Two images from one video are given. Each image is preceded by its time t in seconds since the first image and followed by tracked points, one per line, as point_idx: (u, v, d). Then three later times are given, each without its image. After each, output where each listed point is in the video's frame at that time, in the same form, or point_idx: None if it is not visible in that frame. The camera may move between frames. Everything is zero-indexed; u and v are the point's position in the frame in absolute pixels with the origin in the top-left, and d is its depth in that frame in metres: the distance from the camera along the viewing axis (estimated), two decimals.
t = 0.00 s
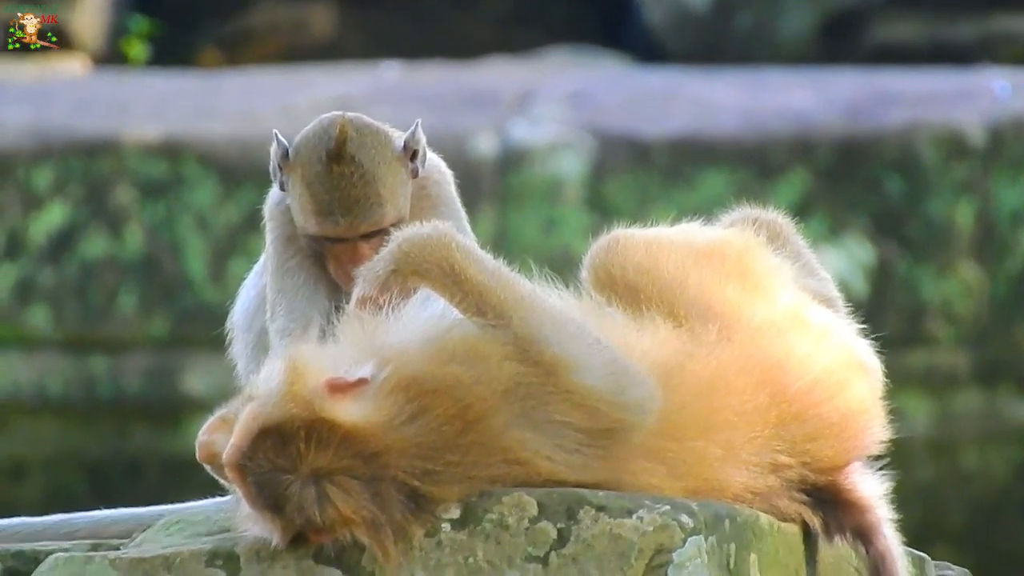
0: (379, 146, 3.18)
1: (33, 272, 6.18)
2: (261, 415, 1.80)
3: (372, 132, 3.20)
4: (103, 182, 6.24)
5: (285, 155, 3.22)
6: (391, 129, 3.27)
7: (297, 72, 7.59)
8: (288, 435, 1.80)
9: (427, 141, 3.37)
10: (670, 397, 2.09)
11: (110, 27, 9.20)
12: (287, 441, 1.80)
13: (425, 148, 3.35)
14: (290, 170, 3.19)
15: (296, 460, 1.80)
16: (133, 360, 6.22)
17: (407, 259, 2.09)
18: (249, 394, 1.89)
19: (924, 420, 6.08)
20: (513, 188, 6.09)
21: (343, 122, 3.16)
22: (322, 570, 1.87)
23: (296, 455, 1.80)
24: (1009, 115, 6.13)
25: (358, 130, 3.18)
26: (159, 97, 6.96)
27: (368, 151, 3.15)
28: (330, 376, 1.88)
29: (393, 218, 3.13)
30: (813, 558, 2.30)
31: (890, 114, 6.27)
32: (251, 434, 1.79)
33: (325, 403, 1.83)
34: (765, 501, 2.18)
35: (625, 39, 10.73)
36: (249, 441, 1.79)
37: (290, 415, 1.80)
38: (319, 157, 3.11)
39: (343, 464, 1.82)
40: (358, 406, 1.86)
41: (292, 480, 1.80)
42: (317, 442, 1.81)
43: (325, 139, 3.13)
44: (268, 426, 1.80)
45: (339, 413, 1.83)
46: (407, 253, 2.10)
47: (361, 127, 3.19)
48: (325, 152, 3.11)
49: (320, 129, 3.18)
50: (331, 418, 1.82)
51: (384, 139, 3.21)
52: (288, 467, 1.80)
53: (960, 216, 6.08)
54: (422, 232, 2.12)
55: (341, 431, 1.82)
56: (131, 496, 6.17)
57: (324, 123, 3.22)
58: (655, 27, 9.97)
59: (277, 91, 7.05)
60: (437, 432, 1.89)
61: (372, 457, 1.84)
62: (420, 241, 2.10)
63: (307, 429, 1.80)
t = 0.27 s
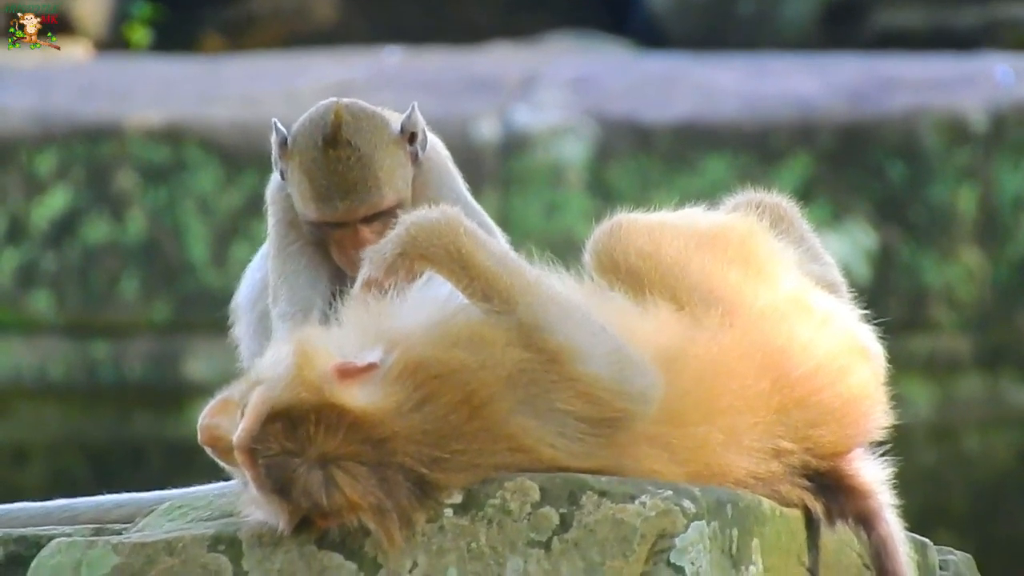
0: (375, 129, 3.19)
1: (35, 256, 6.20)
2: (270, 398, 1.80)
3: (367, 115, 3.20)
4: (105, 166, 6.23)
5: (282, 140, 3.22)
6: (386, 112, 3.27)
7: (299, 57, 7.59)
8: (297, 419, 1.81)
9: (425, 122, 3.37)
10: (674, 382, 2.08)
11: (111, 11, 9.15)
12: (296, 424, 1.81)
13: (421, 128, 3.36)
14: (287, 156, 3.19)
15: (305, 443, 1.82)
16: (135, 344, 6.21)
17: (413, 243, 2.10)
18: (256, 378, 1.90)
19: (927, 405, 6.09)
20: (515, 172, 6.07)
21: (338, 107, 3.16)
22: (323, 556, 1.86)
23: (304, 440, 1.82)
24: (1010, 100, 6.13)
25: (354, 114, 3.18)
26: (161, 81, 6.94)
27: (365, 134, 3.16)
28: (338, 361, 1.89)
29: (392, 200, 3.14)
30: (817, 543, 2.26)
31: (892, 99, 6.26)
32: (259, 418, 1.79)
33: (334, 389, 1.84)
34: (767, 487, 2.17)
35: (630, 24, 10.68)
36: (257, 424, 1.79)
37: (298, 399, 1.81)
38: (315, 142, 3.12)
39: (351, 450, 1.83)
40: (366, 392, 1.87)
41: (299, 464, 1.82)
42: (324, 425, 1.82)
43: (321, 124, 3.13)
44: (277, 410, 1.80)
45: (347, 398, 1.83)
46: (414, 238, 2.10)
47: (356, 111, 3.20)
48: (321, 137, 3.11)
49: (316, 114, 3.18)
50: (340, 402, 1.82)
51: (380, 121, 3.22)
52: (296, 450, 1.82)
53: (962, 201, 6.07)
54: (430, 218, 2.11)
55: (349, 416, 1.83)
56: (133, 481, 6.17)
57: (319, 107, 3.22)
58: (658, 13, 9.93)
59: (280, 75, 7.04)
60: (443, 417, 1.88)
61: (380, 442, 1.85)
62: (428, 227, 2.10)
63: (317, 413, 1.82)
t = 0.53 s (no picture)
0: (375, 118, 3.19)
1: (36, 242, 6.20)
2: (276, 386, 1.83)
3: (367, 104, 3.21)
4: (106, 153, 6.23)
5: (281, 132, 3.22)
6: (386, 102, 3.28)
7: (302, 44, 7.58)
8: (305, 407, 1.83)
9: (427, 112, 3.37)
10: (676, 368, 2.07)
11: None
12: (304, 412, 1.82)
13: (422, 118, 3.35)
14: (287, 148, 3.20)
15: (312, 430, 1.82)
16: (136, 332, 6.21)
17: (416, 230, 2.10)
18: (262, 366, 1.91)
19: (927, 393, 6.09)
20: (517, 157, 6.09)
21: (338, 97, 3.16)
22: (323, 544, 1.84)
23: (312, 428, 1.82)
24: (1012, 88, 6.12)
25: (354, 103, 3.19)
26: (162, 68, 6.94)
27: (365, 123, 3.16)
28: (343, 349, 1.90)
29: (393, 188, 3.14)
30: (818, 531, 2.23)
31: (893, 86, 6.23)
32: (266, 406, 1.81)
33: (339, 375, 1.85)
34: (768, 475, 2.15)
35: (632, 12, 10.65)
36: (265, 411, 1.81)
37: (307, 385, 1.83)
38: (316, 132, 3.12)
39: (358, 437, 1.83)
40: (371, 378, 1.88)
41: (306, 452, 1.82)
42: (331, 411, 1.83)
43: (321, 113, 3.14)
44: (284, 397, 1.82)
45: (353, 385, 1.84)
46: (416, 224, 2.11)
47: (357, 100, 3.20)
48: (322, 126, 3.12)
49: (315, 104, 3.19)
50: (347, 390, 1.83)
51: (380, 111, 3.22)
52: (304, 439, 1.82)
53: (964, 188, 6.07)
54: (432, 204, 2.12)
55: (357, 403, 1.83)
56: (132, 469, 6.16)
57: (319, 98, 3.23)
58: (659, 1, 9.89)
59: (282, 62, 7.02)
60: (446, 405, 1.88)
61: (385, 430, 1.85)
62: (429, 213, 2.11)
63: (325, 401, 1.83)
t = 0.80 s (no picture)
0: (390, 104, 3.22)
1: (38, 233, 6.20)
2: (283, 376, 1.83)
3: (381, 91, 3.24)
4: (109, 143, 6.23)
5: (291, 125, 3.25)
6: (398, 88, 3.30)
7: (303, 33, 7.57)
8: (313, 398, 1.82)
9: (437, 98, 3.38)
10: (679, 359, 2.06)
11: None
12: (313, 403, 1.82)
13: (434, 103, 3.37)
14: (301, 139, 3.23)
15: (321, 420, 1.82)
16: (137, 322, 6.22)
17: (420, 219, 2.08)
18: (267, 356, 1.91)
19: (928, 382, 6.12)
20: (518, 147, 6.06)
21: (352, 85, 3.21)
22: (325, 533, 1.85)
23: (321, 418, 1.82)
24: (1013, 78, 6.12)
25: (367, 91, 3.22)
26: (164, 58, 6.93)
27: (380, 109, 3.19)
28: (350, 338, 1.91)
29: (411, 173, 3.16)
30: (818, 520, 2.23)
31: (895, 77, 6.23)
32: (274, 395, 1.81)
33: (346, 364, 1.85)
34: (768, 465, 2.14)
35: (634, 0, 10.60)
36: (272, 400, 1.81)
37: (314, 376, 1.83)
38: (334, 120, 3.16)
39: (365, 427, 1.83)
40: (377, 367, 1.88)
41: (314, 442, 1.81)
42: (340, 401, 1.82)
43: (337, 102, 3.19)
44: (291, 387, 1.82)
45: (359, 373, 1.85)
46: (421, 213, 2.08)
47: (370, 87, 3.24)
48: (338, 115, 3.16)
49: (329, 95, 3.23)
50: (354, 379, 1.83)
51: (392, 97, 3.25)
52: (312, 429, 1.82)
53: (965, 178, 6.06)
54: (436, 194, 2.09)
55: (364, 393, 1.83)
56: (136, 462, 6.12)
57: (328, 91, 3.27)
58: None
59: (283, 53, 7.01)
60: (453, 395, 1.88)
61: (392, 421, 1.85)
62: (432, 203, 2.08)
63: (333, 391, 1.82)
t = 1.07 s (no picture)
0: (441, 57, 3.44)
1: (38, 225, 6.20)
2: (288, 366, 1.88)
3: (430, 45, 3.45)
4: (108, 134, 6.20)
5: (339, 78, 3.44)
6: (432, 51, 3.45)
7: (301, 26, 7.56)
8: (321, 390, 1.85)
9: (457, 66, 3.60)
10: (678, 351, 2.06)
11: None
12: (321, 394, 1.85)
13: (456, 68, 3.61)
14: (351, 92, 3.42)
15: (329, 412, 1.84)
16: (137, 314, 6.22)
17: (422, 211, 2.09)
18: (272, 348, 1.94)
19: (929, 374, 6.10)
20: (517, 140, 6.04)
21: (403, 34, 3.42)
22: (324, 526, 1.84)
23: (328, 409, 1.85)
24: (1012, 70, 6.13)
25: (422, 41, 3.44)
26: (163, 51, 6.92)
27: (436, 59, 3.41)
28: (353, 329, 1.96)
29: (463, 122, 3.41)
30: (819, 512, 2.22)
31: (895, 69, 6.22)
32: (280, 386, 1.86)
33: (351, 355, 1.90)
34: (769, 457, 2.13)
35: None
36: (280, 390, 1.86)
37: (322, 367, 1.87)
38: (395, 67, 3.38)
39: (373, 417, 1.84)
40: (379, 357, 1.91)
41: (322, 433, 1.83)
42: (346, 391, 1.85)
43: (399, 49, 3.38)
44: (299, 376, 1.87)
45: (364, 363, 1.88)
46: (422, 205, 2.09)
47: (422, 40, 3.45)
48: (402, 61, 3.36)
49: (378, 47, 3.44)
50: (360, 369, 1.87)
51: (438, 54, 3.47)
52: (320, 420, 1.84)
53: (965, 171, 6.05)
54: (438, 185, 2.11)
55: (371, 383, 1.86)
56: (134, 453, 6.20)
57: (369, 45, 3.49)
58: None
59: (283, 45, 7.00)
60: (456, 387, 1.89)
61: (396, 411, 1.86)
62: (436, 193, 2.10)
63: (340, 381, 1.86)
